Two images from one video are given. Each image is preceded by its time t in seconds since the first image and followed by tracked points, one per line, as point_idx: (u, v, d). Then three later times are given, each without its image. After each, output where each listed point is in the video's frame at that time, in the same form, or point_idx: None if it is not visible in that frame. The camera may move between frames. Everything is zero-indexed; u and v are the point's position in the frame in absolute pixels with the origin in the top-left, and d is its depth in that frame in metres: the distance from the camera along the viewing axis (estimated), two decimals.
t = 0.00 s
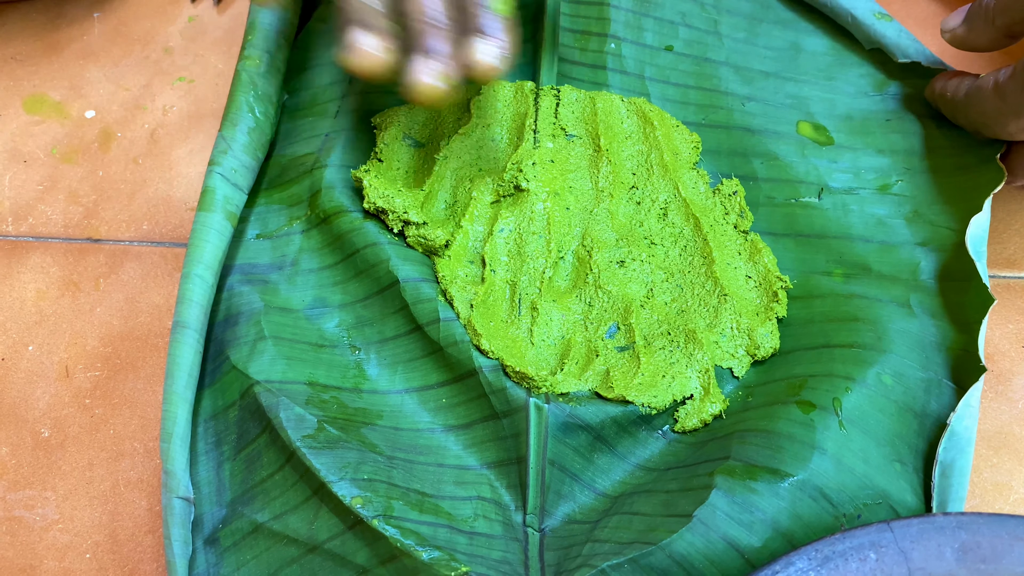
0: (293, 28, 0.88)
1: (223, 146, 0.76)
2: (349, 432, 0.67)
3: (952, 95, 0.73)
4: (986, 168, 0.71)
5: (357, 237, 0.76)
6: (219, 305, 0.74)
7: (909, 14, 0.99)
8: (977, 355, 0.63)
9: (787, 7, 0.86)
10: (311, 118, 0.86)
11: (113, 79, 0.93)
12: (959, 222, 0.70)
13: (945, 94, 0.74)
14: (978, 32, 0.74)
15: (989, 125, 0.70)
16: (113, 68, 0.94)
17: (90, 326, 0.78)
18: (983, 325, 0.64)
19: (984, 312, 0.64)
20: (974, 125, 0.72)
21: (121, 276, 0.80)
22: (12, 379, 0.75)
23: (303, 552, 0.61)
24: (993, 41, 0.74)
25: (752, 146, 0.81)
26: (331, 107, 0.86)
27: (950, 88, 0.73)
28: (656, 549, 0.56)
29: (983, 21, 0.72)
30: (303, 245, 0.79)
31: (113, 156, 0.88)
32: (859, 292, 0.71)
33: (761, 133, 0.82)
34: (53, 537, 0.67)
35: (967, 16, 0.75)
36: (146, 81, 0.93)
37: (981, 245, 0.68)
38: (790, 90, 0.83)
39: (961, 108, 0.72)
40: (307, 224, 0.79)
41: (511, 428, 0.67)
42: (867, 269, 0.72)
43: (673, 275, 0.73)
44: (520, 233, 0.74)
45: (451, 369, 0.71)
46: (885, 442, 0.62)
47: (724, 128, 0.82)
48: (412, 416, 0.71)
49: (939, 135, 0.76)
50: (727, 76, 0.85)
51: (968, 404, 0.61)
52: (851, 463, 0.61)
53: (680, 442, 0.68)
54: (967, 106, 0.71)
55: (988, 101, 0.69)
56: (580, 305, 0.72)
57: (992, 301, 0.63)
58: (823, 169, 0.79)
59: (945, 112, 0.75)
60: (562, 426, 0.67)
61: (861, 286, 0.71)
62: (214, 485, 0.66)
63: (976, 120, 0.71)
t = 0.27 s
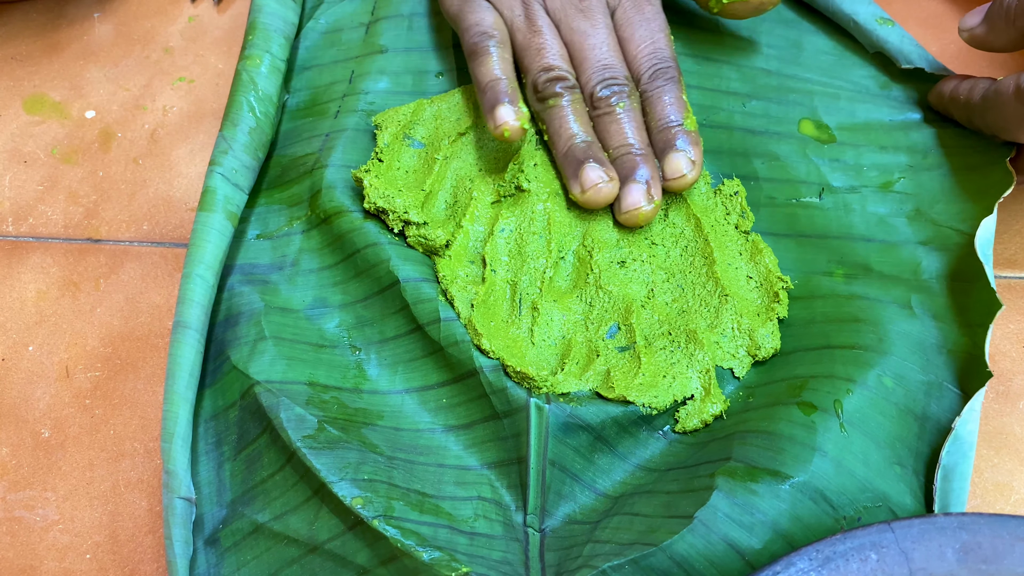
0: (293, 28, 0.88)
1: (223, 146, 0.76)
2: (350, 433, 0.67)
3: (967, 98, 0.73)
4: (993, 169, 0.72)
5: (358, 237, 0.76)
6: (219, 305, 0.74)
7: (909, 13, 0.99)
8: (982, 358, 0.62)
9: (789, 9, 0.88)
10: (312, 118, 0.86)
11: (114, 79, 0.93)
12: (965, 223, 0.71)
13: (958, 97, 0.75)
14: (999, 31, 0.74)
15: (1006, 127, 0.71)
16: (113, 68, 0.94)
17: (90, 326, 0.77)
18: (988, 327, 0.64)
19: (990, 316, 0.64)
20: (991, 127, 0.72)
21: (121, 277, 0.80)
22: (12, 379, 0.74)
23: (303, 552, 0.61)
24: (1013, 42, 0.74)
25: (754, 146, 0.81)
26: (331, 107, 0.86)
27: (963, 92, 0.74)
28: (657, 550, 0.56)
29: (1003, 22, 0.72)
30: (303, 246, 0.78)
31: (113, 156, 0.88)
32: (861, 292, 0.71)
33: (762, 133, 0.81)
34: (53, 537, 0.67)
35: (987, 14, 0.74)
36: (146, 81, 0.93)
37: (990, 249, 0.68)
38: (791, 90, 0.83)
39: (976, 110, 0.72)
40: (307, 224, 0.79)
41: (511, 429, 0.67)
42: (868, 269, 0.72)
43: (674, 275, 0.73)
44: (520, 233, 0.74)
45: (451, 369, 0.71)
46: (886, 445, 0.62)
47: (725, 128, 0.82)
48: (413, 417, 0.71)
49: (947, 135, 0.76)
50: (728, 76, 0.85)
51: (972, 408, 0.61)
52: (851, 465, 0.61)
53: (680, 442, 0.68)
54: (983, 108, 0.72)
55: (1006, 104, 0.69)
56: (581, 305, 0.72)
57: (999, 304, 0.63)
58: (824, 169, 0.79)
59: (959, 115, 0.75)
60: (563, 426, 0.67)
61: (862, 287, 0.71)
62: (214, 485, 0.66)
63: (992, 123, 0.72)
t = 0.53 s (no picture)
0: (295, 28, 0.88)
1: (225, 147, 0.76)
2: (351, 434, 0.67)
3: (959, 106, 0.74)
4: (978, 167, 0.72)
5: (359, 237, 0.76)
6: (220, 305, 0.74)
7: (910, 14, 0.99)
8: (982, 355, 0.63)
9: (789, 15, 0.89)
10: (313, 119, 0.86)
11: (114, 80, 0.93)
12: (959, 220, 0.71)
13: (951, 106, 0.75)
14: (990, 39, 0.74)
15: (996, 136, 0.71)
16: (114, 69, 0.94)
17: (91, 327, 0.77)
18: (987, 324, 0.64)
19: (989, 312, 0.64)
20: (981, 135, 0.72)
21: (121, 278, 0.80)
22: (12, 380, 0.74)
23: (304, 553, 0.61)
24: (1003, 50, 0.74)
25: (755, 147, 0.81)
26: (332, 108, 0.86)
27: (956, 100, 0.74)
28: (658, 551, 0.56)
29: (994, 30, 0.72)
30: (304, 246, 0.78)
31: (114, 157, 0.88)
32: (862, 293, 0.71)
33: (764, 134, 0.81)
34: (54, 538, 0.67)
35: (978, 22, 0.74)
36: (146, 82, 0.93)
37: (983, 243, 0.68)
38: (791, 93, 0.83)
39: (968, 118, 0.73)
40: (308, 224, 0.79)
41: (512, 430, 0.67)
42: (868, 267, 0.72)
43: (676, 276, 0.73)
44: (521, 234, 0.74)
45: (452, 369, 0.71)
46: (887, 444, 0.62)
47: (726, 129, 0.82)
48: (413, 418, 0.71)
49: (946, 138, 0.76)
50: (729, 78, 0.85)
51: (973, 406, 0.61)
52: (853, 465, 0.61)
53: (682, 443, 0.68)
54: (974, 115, 0.72)
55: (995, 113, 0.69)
56: (582, 306, 0.72)
57: (996, 301, 0.63)
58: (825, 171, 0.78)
59: (952, 123, 0.76)
60: (564, 427, 0.67)
61: (863, 288, 0.71)
62: (216, 486, 0.66)
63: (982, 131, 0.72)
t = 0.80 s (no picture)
0: (298, 30, 0.88)
1: (228, 147, 0.77)
2: (350, 435, 0.67)
3: (960, 107, 0.74)
4: (985, 175, 0.71)
5: (359, 239, 0.76)
6: (221, 305, 0.74)
7: (909, 16, 0.99)
8: (980, 361, 0.63)
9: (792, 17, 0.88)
10: (315, 120, 0.86)
11: (115, 82, 0.93)
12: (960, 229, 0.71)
13: (953, 106, 0.75)
14: (991, 40, 0.74)
15: (998, 138, 0.70)
16: (114, 71, 0.94)
17: (91, 328, 0.78)
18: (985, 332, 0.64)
19: (987, 319, 0.64)
20: (982, 136, 0.72)
21: (121, 279, 0.80)
22: (12, 381, 0.75)
23: (303, 553, 0.61)
24: (1005, 52, 0.74)
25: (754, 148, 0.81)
26: (334, 109, 0.86)
27: (957, 101, 0.74)
28: (656, 554, 0.56)
29: (996, 32, 0.72)
30: (305, 247, 0.79)
31: (114, 158, 0.88)
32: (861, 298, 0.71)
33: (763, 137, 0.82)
34: (54, 539, 0.67)
35: (979, 24, 0.75)
36: (146, 83, 0.93)
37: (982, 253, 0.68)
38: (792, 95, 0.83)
39: (969, 119, 0.72)
40: (309, 225, 0.79)
41: (512, 431, 0.68)
42: (869, 274, 0.72)
43: (675, 279, 0.73)
44: (522, 237, 0.75)
45: (452, 371, 0.71)
46: (887, 449, 0.62)
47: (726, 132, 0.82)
48: (414, 419, 0.71)
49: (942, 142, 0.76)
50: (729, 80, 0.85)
51: (972, 411, 0.61)
52: (852, 469, 0.61)
53: (681, 447, 0.68)
54: (975, 114, 0.71)
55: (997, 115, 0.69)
56: (582, 308, 0.72)
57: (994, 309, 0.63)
58: (825, 175, 0.79)
59: (952, 124, 0.75)
60: (563, 429, 0.67)
61: (863, 292, 0.71)
62: (216, 485, 0.66)
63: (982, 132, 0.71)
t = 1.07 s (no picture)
0: (296, 31, 0.88)
1: (226, 148, 0.77)
2: (348, 437, 0.67)
3: (962, 107, 0.74)
4: (985, 172, 0.71)
5: (358, 240, 0.76)
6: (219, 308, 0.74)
7: (906, 17, 1.00)
8: (976, 359, 0.63)
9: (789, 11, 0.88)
10: (313, 122, 0.86)
11: (113, 83, 0.93)
12: (959, 226, 0.70)
13: (955, 107, 0.75)
14: (999, 40, 0.74)
15: (998, 138, 0.70)
16: (112, 73, 0.94)
17: (89, 330, 0.78)
18: (983, 328, 0.64)
19: (985, 318, 0.64)
20: (982, 137, 0.72)
21: (120, 281, 0.80)
22: (11, 383, 0.75)
23: (301, 555, 0.61)
24: (1013, 50, 0.74)
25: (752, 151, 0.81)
26: (333, 111, 0.86)
27: (959, 102, 0.74)
28: (653, 555, 0.56)
29: (1004, 30, 0.72)
30: (303, 249, 0.79)
31: (112, 160, 0.88)
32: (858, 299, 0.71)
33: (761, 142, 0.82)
34: (52, 540, 0.67)
35: (988, 23, 0.74)
36: (145, 85, 0.93)
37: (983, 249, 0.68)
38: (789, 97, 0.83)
39: (971, 122, 0.72)
40: (307, 227, 0.79)
41: (510, 432, 0.68)
42: (865, 274, 0.72)
43: (673, 279, 0.73)
44: (520, 238, 0.75)
45: (450, 373, 0.71)
46: (882, 448, 0.62)
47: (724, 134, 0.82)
48: (412, 420, 0.71)
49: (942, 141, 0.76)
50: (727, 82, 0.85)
51: (967, 411, 0.61)
52: (848, 469, 0.61)
53: (678, 447, 0.68)
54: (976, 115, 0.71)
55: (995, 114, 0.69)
56: (580, 309, 0.72)
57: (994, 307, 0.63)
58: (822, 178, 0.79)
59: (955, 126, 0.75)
60: (560, 430, 0.67)
61: (860, 293, 0.71)
62: (214, 486, 0.67)
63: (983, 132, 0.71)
